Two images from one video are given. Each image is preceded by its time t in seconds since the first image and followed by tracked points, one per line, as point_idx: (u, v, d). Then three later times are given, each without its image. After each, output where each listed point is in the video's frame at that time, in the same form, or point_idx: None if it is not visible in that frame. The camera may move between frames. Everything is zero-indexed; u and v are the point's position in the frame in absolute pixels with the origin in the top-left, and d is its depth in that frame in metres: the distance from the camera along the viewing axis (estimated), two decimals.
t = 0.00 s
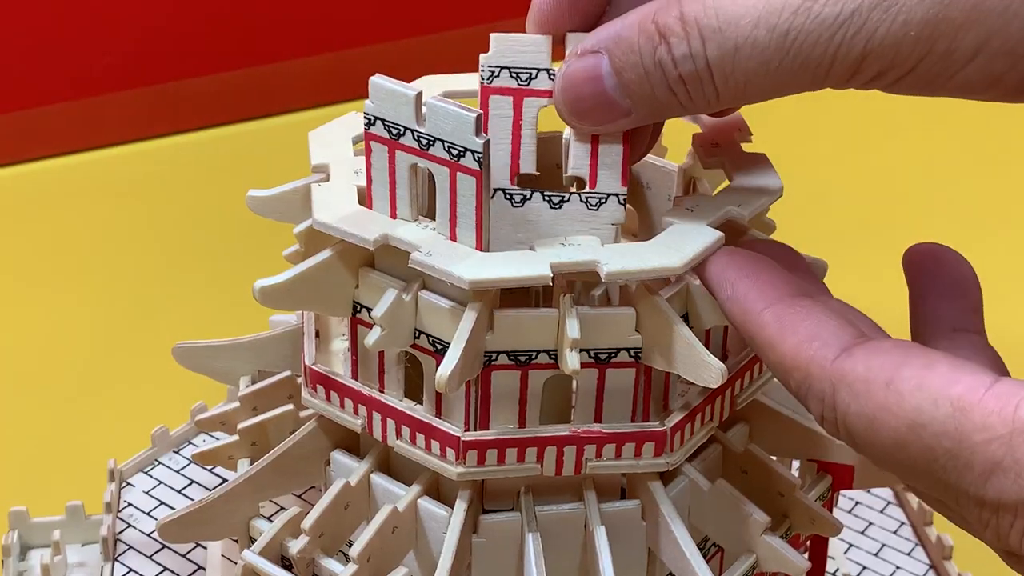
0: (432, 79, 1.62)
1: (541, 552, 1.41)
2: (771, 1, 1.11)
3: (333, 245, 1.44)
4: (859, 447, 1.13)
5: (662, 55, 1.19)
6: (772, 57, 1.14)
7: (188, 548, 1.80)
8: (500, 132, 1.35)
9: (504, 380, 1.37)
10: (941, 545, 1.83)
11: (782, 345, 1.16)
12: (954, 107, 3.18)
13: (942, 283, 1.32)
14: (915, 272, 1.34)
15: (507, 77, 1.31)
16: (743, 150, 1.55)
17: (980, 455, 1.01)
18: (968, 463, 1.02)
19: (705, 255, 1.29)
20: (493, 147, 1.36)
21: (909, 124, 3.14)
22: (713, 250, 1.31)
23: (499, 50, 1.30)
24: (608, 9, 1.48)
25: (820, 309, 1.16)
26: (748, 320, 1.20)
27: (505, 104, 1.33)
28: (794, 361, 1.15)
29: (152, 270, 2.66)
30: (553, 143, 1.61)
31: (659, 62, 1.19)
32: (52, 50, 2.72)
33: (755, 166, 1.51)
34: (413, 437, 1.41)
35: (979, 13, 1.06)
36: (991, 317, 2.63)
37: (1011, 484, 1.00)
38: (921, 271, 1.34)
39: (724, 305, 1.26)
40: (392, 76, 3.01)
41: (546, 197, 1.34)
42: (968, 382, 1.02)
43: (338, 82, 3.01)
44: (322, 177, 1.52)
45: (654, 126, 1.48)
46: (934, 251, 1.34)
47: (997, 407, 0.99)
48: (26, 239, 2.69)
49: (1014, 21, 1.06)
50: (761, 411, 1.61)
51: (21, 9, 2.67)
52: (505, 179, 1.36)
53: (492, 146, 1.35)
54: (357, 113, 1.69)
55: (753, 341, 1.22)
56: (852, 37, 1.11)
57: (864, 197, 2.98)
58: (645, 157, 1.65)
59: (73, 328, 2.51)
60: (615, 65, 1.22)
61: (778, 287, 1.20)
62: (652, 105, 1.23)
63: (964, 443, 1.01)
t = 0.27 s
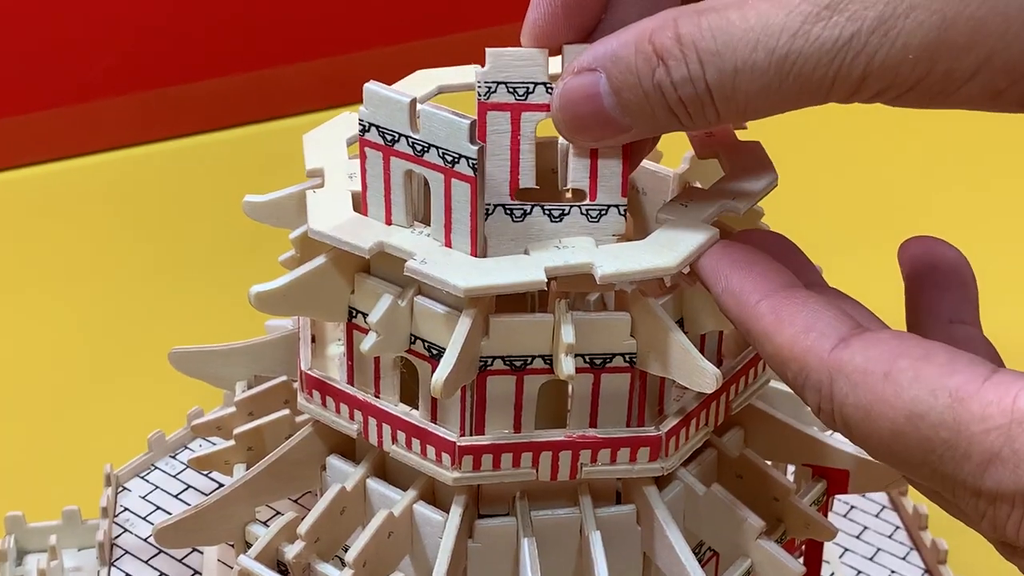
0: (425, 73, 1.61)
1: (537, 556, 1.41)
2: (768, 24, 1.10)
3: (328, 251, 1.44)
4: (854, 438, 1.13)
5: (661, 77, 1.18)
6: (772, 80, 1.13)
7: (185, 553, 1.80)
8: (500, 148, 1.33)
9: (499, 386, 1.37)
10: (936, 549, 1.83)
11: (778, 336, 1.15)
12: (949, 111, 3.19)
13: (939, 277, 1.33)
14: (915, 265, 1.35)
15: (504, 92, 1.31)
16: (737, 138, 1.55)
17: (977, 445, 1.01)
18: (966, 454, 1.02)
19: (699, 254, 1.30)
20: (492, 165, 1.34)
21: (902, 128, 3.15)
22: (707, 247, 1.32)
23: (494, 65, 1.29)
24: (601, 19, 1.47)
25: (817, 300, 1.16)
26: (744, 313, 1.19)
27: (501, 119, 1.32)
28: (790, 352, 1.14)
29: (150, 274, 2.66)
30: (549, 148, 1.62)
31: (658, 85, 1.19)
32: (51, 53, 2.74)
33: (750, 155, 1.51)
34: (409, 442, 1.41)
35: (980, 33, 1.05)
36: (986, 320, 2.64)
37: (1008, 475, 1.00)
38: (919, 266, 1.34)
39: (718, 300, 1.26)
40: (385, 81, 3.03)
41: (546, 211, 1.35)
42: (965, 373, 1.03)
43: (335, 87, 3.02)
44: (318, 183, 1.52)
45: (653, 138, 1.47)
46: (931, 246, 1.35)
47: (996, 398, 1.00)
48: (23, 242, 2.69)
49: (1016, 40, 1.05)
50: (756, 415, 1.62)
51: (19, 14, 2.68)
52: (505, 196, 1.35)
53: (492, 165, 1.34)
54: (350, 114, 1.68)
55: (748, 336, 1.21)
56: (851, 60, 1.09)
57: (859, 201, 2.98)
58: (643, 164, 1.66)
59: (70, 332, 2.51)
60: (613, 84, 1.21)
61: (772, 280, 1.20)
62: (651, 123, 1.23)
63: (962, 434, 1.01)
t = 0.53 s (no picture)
0: (426, 74, 1.61)
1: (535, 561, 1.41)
2: (756, 11, 1.10)
3: (325, 257, 1.44)
4: (855, 442, 1.13)
5: (651, 70, 1.18)
6: (763, 65, 1.12)
7: (183, 558, 1.80)
8: (496, 153, 1.34)
9: (498, 391, 1.37)
10: (935, 553, 1.84)
11: (777, 339, 1.15)
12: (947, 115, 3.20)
13: (938, 281, 1.33)
14: (915, 269, 1.35)
15: (499, 97, 1.31)
16: (736, 138, 1.55)
17: (979, 450, 1.01)
18: (968, 458, 1.02)
19: (696, 257, 1.30)
20: (488, 170, 1.34)
21: (900, 132, 3.16)
22: (705, 250, 1.32)
23: (488, 71, 1.30)
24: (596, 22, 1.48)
25: (816, 303, 1.17)
26: (742, 315, 1.20)
27: (497, 124, 1.33)
28: (790, 355, 1.14)
29: (148, 278, 2.67)
30: (546, 153, 1.62)
31: (649, 78, 1.18)
32: (51, 58, 2.75)
33: (749, 156, 1.51)
34: (407, 447, 1.41)
35: (965, 8, 1.05)
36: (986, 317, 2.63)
37: (1010, 480, 1.00)
38: (918, 269, 1.35)
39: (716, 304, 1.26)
40: (383, 85, 3.04)
41: (544, 215, 1.35)
42: (966, 378, 1.03)
43: (334, 91, 3.03)
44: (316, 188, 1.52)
45: (653, 141, 1.47)
46: (931, 250, 1.35)
47: (997, 403, 1.00)
48: (21, 247, 2.69)
49: (1000, 15, 1.04)
50: (755, 421, 1.62)
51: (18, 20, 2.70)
52: (502, 202, 1.35)
53: (488, 170, 1.34)
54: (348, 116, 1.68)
55: (746, 339, 1.21)
56: (841, 41, 1.09)
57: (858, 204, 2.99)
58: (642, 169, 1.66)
59: (69, 336, 2.51)
60: (605, 82, 1.22)
61: (770, 283, 1.20)
62: (645, 118, 1.23)
63: (963, 438, 1.01)
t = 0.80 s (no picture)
0: (422, 77, 1.62)
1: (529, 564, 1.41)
2: (744, 12, 1.11)
3: (319, 261, 1.44)
4: (850, 444, 1.13)
5: (643, 72, 1.19)
6: (751, 65, 1.13)
7: (178, 562, 1.80)
8: (491, 157, 1.34)
9: (492, 395, 1.37)
10: (930, 555, 1.84)
11: (771, 341, 1.16)
12: (944, 117, 3.21)
13: (937, 282, 1.33)
14: (912, 271, 1.35)
15: (499, 101, 1.33)
16: (732, 141, 1.56)
17: (973, 453, 1.00)
18: (962, 461, 1.02)
19: (689, 260, 1.30)
20: (485, 174, 1.35)
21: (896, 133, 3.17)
22: (698, 252, 1.33)
23: (488, 74, 1.32)
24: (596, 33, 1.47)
25: (810, 305, 1.17)
26: (735, 318, 1.20)
27: (495, 128, 1.34)
28: (784, 358, 1.14)
29: (145, 281, 2.67)
30: (542, 157, 1.62)
31: (641, 80, 1.19)
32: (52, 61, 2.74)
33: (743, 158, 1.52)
34: (401, 451, 1.41)
35: (948, 5, 1.05)
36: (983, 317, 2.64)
37: (1004, 483, 1.00)
38: (917, 272, 1.34)
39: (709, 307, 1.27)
40: (379, 88, 3.04)
41: (539, 220, 1.35)
42: (961, 381, 1.02)
43: (333, 94, 3.04)
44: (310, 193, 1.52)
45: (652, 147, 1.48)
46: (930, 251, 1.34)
47: (992, 406, 1.00)
48: (17, 251, 2.69)
49: (984, 11, 1.04)
50: (750, 424, 1.62)
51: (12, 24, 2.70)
52: (497, 205, 1.35)
53: (483, 173, 1.35)
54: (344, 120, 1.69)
55: (740, 342, 1.22)
56: (826, 41, 1.09)
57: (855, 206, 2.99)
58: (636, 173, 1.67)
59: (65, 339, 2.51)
60: (600, 86, 1.23)
61: (763, 285, 1.20)
62: (639, 123, 1.24)
63: (957, 441, 1.01)
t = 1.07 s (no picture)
0: (419, 74, 1.62)
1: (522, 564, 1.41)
2: (750, 43, 1.10)
3: (312, 261, 1.44)
4: (844, 441, 1.12)
5: (649, 96, 1.18)
6: (758, 97, 1.13)
7: (173, 563, 1.80)
8: (488, 161, 1.33)
9: (485, 395, 1.37)
10: (924, 554, 1.84)
11: (765, 337, 1.15)
12: (940, 117, 3.21)
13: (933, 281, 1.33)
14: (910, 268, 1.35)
15: (495, 105, 1.31)
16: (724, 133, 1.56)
17: (969, 449, 1.00)
18: (958, 458, 1.01)
19: (681, 258, 1.30)
20: (481, 178, 1.34)
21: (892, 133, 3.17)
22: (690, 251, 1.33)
23: (484, 77, 1.30)
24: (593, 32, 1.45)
25: (803, 302, 1.17)
26: (729, 315, 1.20)
27: (491, 132, 1.32)
28: (779, 354, 1.14)
29: (140, 283, 2.66)
30: (537, 156, 1.62)
31: (646, 104, 1.19)
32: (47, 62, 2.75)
33: (736, 150, 1.51)
34: (394, 452, 1.41)
35: (958, 43, 1.05)
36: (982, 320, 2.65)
37: (1000, 481, 1.00)
38: (912, 270, 1.34)
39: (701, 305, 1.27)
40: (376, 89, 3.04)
41: (533, 224, 1.35)
42: (957, 379, 1.03)
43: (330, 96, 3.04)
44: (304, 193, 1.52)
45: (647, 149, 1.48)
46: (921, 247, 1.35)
47: (988, 404, 1.00)
48: (13, 253, 2.68)
49: (994, 52, 1.05)
50: (744, 423, 1.62)
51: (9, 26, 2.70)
52: (491, 209, 1.35)
53: (479, 177, 1.34)
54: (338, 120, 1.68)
55: (733, 340, 1.21)
56: (833, 77, 1.10)
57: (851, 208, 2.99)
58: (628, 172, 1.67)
59: (60, 341, 2.51)
60: (602, 104, 1.21)
61: (757, 283, 1.20)
62: (642, 141, 1.23)
63: (953, 438, 1.01)
